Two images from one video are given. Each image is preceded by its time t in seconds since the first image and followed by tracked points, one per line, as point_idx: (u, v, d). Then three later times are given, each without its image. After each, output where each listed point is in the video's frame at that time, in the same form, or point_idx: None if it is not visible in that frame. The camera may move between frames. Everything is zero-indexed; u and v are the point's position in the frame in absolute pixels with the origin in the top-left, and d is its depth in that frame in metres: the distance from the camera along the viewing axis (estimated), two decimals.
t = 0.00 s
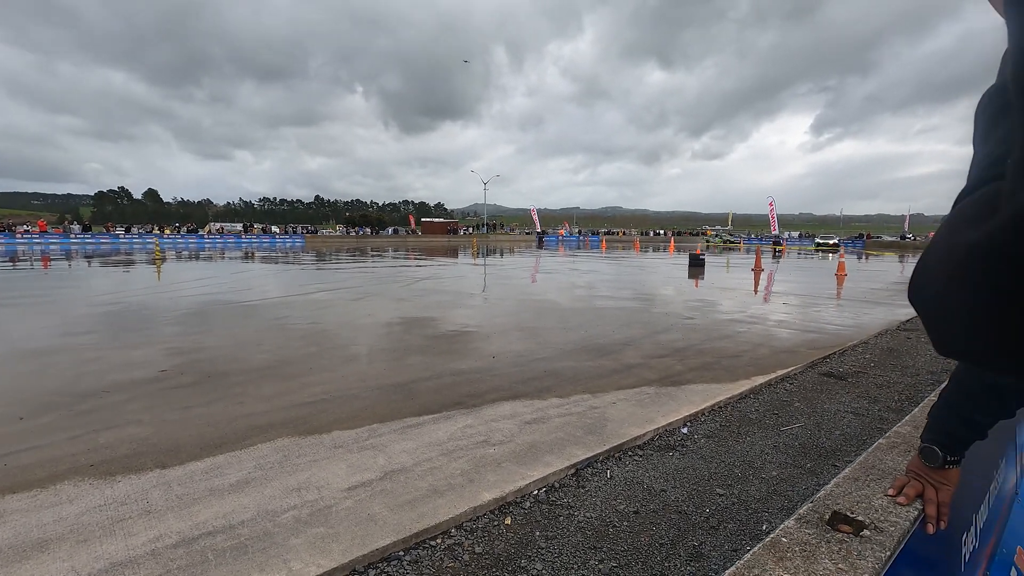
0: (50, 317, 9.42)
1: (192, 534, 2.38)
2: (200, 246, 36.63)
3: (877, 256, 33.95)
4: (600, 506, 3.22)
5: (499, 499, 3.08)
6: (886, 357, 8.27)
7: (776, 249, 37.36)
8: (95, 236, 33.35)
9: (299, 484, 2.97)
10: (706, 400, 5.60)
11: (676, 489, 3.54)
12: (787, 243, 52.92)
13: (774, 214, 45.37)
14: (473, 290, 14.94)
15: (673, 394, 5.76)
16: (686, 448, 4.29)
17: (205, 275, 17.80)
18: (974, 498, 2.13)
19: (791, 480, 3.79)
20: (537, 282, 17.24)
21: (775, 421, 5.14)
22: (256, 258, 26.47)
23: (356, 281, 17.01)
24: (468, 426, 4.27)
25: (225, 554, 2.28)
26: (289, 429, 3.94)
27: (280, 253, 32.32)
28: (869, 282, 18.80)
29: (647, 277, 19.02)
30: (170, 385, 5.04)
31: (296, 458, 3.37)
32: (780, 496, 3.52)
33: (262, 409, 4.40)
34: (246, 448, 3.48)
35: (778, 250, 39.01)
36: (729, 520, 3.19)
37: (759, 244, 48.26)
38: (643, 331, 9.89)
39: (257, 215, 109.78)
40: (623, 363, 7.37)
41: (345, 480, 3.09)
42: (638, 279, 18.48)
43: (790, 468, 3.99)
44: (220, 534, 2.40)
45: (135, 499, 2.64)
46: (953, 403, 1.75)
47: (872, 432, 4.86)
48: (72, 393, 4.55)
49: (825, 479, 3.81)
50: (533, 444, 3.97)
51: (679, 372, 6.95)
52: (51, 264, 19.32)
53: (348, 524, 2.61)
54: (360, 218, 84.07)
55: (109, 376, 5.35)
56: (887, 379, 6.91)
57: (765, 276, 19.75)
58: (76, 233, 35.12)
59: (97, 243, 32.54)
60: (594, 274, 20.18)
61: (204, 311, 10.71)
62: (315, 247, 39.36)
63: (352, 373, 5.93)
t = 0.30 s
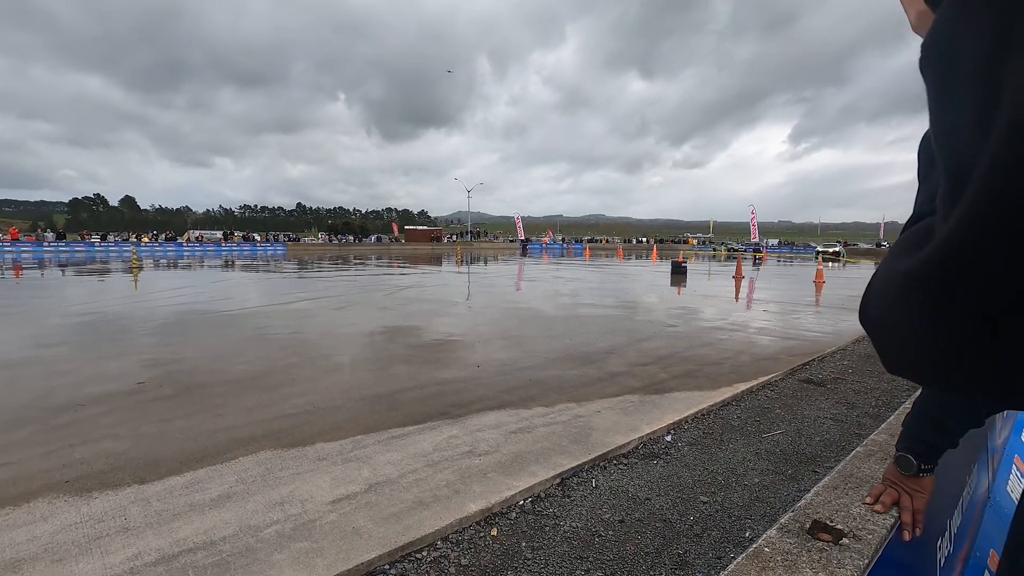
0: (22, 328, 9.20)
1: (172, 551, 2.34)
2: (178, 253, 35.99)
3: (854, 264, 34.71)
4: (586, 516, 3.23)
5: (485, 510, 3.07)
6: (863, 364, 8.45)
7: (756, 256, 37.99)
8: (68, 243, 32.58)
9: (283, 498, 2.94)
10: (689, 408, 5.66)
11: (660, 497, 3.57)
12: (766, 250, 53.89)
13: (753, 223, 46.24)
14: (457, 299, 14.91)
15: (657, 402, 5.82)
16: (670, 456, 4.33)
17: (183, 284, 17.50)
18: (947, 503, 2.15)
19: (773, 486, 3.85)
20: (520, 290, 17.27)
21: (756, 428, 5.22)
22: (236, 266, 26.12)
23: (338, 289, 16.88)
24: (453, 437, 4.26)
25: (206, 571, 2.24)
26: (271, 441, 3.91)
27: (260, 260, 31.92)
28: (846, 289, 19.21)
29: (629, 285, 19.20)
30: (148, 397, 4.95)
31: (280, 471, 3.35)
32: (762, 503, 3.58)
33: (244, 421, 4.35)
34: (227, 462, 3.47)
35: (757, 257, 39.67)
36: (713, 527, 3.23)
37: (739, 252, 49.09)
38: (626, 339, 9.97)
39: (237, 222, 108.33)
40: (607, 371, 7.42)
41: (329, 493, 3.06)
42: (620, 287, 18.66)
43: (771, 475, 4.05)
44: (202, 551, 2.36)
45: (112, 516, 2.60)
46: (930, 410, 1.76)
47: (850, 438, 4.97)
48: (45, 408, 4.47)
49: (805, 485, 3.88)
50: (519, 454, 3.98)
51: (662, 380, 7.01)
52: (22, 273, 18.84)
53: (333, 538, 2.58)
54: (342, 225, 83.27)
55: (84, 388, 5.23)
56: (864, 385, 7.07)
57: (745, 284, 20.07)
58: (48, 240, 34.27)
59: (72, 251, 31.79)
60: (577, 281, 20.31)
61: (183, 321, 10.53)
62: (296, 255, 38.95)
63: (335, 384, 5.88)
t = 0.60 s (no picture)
0: None
1: None
2: (157, 269, 35.32)
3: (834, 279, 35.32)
4: (582, 537, 3.18)
5: (480, 532, 3.01)
6: (849, 378, 8.54)
7: (739, 272, 38.51)
8: (44, 259, 31.89)
9: (271, 523, 2.87)
10: (681, 424, 5.65)
11: (656, 516, 3.53)
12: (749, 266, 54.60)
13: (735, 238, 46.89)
14: (444, 314, 14.83)
15: (648, 419, 5.80)
16: (663, 474, 4.30)
17: (163, 300, 17.20)
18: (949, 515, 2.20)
19: (768, 503, 3.83)
20: (507, 305, 17.23)
21: (748, 444, 5.23)
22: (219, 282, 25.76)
23: (323, 305, 16.71)
24: (445, 456, 4.19)
25: None
26: (258, 463, 3.82)
27: (242, 276, 31.46)
28: (828, 304, 19.50)
29: (615, 300, 19.29)
30: (129, 417, 4.82)
31: (268, 495, 3.27)
32: (758, 521, 3.55)
33: (229, 441, 4.25)
34: (213, 485, 3.39)
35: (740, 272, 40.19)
36: (710, 546, 3.20)
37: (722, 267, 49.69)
38: (615, 355, 9.98)
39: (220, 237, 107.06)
40: (597, 387, 7.40)
41: (319, 517, 2.98)
42: (607, 302, 18.73)
43: (766, 492, 4.04)
44: None
45: (93, 544, 2.58)
46: (939, 434, 1.78)
47: (840, 453, 4.99)
48: (20, 430, 4.34)
49: (800, 502, 3.87)
50: (512, 473, 3.92)
51: (653, 396, 7.00)
52: None
53: (324, 564, 2.52)
54: (327, 240, 82.66)
55: (61, 409, 5.09)
56: (851, 400, 7.13)
57: (729, 299, 20.27)
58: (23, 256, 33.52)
59: (47, 267, 31.09)
60: (564, 297, 20.35)
61: (164, 338, 10.34)
62: (279, 270, 38.48)
63: (323, 402, 5.78)
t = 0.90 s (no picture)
0: None
1: None
2: (148, 280, 34.99)
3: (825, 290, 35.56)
4: (589, 551, 3.12)
5: (487, 546, 2.95)
6: (847, 388, 8.53)
7: (733, 282, 38.76)
8: (32, 269, 31.55)
9: (272, 539, 2.82)
10: (683, 435, 5.61)
11: (664, 530, 3.47)
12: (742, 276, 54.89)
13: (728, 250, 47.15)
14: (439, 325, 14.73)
15: (650, 430, 5.75)
16: (668, 486, 4.25)
17: (154, 311, 17.01)
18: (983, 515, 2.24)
19: (774, 515, 3.78)
20: (502, 316, 17.17)
21: (751, 455, 5.18)
22: (210, 292, 25.55)
23: (317, 316, 16.58)
24: (447, 469, 4.12)
25: None
26: (257, 476, 3.74)
27: (233, 286, 31.20)
28: (821, 314, 19.58)
29: (610, 310, 19.28)
30: (122, 430, 4.72)
31: (268, 509, 3.20)
32: (766, 533, 3.50)
33: (227, 455, 4.17)
34: (212, 499, 3.32)
35: (734, 282, 40.38)
36: (719, 560, 3.15)
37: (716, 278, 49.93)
38: (612, 365, 9.93)
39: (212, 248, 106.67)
40: (598, 398, 7.34)
41: (322, 532, 2.93)
42: (602, 312, 18.72)
43: (772, 503, 3.98)
44: None
45: (88, 562, 2.54)
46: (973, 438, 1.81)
47: (843, 464, 4.95)
48: (10, 444, 4.25)
49: (807, 513, 3.81)
50: (516, 486, 3.86)
51: (654, 407, 6.96)
52: None
53: None
54: (321, 250, 82.49)
55: (53, 422, 4.99)
56: (851, 410, 7.11)
57: (724, 309, 20.29)
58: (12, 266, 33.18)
59: (36, 278, 30.79)
60: (559, 307, 20.32)
61: (156, 349, 10.20)
62: (272, 281, 38.25)
63: (320, 414, 5.69)
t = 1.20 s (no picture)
0: None
1: None
2: (142, 286, 34.73)
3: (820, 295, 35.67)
4: (598, 552, 3.04)
5: (493, 548, 2.86)
6: (849, 390, 8.48)
7: (728, 288, 38.84)
8: (24, 276, 31.30)
9: (271, 541, 2.73)
10: (688, 436, 5.53)
11: (673, 531, 3.39)
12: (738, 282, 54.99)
13: (722, 257, 47.26)
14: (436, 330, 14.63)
15: (654, 432, 5.67)
16: (675, 487, 4.17)
17: (147, 316, 16.85)
18: None
19: (785, 516, 3.70)
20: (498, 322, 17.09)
21: (758, 456, 5.11)
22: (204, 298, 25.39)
23: (312, 321, 16.46)
24: (450, 470, 4.03)
25: None
26: (255, 478, 3.65)
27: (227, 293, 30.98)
28: (817, 319, 19.59)
29: (606, 316, 19.23)
30: (115, 433, 4.60)
31: (266, 511, 3.11)
32: (777, 534, 3.42)
33: (223, 457, 4.07)
34: (209, 501, 3.22)
35: (729, 288, 40.43)
36: (732, 561, 3.07)
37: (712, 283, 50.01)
38: (612, 368, 9.85)
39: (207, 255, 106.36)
40: (599, 400, 7.26)
41: (322, 534, 2.84)
42: (599, 318, 18.66)
43: (781, 504, 3.90)
44: None
45: (81, 565, 2.46)
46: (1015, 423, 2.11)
47: (851, 465, 4.87)
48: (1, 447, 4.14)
49: (818, 514, 3.73)
50: (521, 486, 3.78)
51: (657, 409, 6.88)
52: None
53: None
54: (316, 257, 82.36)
55: (45, 425, 4.88)
56: (855, 412, 7.06)
57: (721, 315, 20.27)
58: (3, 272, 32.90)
59: (27, 284, 30.55)
60: (556, 313, 20.24)
61: (150, 354, 10.06)
62: (267, 287, 38.06)
63: (318, 417, 5.58)
